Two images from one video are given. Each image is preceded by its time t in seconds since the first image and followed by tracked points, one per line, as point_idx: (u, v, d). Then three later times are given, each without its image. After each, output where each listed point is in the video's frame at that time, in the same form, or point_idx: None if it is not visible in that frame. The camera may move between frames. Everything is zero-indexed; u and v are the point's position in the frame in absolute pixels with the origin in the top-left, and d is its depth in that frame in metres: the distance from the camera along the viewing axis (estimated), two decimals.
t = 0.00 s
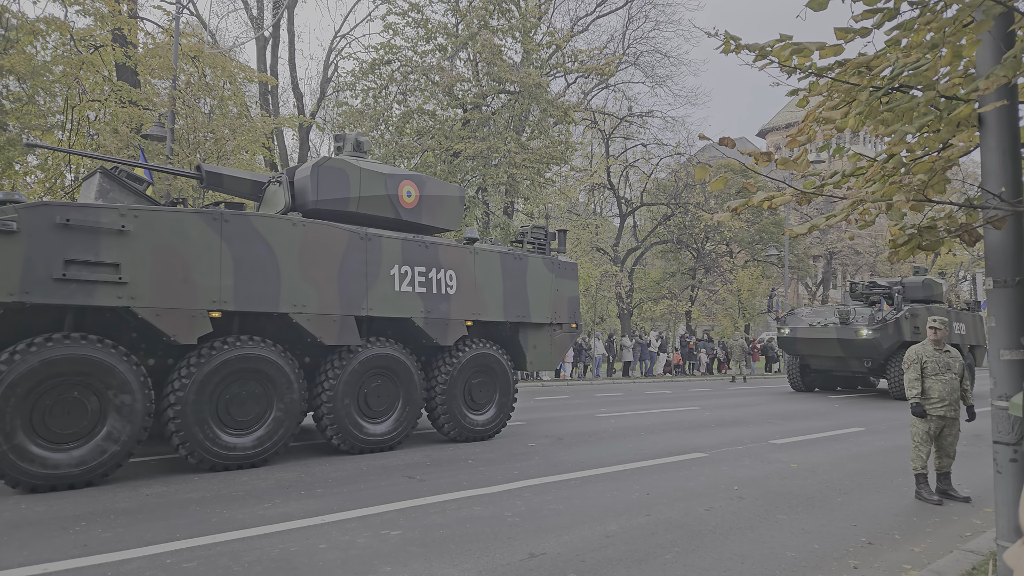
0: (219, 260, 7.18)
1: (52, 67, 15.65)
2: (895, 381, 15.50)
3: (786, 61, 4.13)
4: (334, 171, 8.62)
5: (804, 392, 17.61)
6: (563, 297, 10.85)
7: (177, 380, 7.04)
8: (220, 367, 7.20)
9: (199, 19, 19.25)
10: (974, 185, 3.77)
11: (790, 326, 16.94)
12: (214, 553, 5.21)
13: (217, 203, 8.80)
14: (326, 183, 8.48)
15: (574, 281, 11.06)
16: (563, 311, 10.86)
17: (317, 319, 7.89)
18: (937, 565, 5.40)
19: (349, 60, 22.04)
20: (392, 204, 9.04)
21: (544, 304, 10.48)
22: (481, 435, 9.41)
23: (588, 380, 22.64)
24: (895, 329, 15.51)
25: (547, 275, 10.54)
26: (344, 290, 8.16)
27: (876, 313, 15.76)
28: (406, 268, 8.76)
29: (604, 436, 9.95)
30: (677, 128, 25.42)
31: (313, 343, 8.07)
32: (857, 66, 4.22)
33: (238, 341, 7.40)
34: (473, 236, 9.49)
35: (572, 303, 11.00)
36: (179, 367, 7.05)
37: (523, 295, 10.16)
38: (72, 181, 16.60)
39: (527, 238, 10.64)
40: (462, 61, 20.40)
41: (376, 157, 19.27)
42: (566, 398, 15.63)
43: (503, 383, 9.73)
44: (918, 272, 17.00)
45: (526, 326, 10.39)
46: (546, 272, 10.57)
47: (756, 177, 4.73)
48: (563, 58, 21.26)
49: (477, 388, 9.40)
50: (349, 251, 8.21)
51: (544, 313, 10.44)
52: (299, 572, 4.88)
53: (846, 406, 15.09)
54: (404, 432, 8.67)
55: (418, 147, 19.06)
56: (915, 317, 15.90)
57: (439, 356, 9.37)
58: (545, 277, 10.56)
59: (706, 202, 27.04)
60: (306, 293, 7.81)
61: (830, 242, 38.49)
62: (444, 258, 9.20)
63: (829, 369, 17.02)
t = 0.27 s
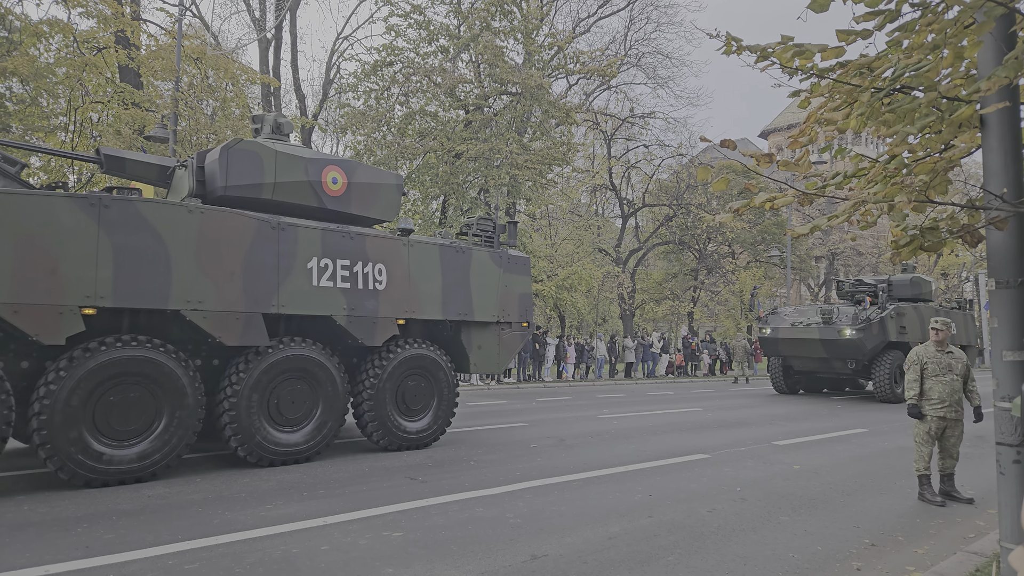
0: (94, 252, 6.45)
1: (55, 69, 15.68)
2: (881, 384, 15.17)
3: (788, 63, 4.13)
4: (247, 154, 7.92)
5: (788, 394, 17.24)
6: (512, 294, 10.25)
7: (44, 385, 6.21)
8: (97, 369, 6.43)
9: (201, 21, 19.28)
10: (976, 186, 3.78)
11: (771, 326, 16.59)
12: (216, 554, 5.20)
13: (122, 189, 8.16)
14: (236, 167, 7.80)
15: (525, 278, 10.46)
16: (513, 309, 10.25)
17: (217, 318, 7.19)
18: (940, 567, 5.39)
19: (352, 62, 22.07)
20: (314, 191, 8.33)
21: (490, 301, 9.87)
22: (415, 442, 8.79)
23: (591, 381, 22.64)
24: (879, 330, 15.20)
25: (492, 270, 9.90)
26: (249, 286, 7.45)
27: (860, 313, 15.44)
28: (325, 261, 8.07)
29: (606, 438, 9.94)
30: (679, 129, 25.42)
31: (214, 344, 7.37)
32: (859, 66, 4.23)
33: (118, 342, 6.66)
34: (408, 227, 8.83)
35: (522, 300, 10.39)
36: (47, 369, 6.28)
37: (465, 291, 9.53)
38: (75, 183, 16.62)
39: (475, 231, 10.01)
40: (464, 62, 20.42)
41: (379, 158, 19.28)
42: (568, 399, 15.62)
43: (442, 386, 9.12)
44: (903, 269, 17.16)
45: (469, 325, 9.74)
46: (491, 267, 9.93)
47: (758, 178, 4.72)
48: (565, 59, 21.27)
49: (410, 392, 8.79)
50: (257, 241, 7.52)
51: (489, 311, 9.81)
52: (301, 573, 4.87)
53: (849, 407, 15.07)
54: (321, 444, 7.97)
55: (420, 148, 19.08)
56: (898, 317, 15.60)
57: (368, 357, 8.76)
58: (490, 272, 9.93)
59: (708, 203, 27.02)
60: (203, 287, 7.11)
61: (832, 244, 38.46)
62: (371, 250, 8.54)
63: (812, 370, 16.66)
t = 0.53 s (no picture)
0: None
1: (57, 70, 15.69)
2: (863, 386, 14.77)
3: (789, 64, 4.13)
4: (135, 134, 7.08)
5: (769, 397, 16.77)
6: (455, 290, 9.63)
7: None
8: None
9: (203, 23, 19.30)
10: (978, 187, 3.77)
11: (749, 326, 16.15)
12: (217, 555, 5.20)
13: None
14: (123, 147, 6.96)
15: (469, 273, 9.84)
16: (454, 306, 9.62)
17: (93, 314, 6.40)
18: (942, 568, 5.38)
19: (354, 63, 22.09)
20: (220, 174, 7.50)
21: (427, 297, 9.21)
22: (177, 471, 6.90)
23: (592, 382, 22.64)
24: (860, 329, 14.81)
25: (427, 264, 9.22)
26: (133, 279, 6.65)
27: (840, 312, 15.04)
28: (228, 253, 7.29)
29: (608, 438, 9.94)
30: (681, 130, 25.43)
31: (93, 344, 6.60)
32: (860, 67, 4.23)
33: None
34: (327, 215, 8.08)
35: (465, 297, 9.77)
36: None
37: (396, 288, 8.83)
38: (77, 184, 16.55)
39: (418, 223, 9.37)
40: (465, 63, 20.43)
41: (380, 159, 19.31)
42: (570, 400, 15.64)
43: (370, 392, 8.46)
44: (891, 266, 17.00)
45: (400, 323, 9.05)
46: (426, 260, 9.24)
47: (759, 179, 4.70)
48: (566, 60, 21.25)
49: (330, 397, 8.11)
50: (144, 230, 6.74)
51: (425, 308, 9.15)
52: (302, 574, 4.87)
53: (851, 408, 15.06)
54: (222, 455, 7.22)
55: (421, 149, 19.10)
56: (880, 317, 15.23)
57: (284, 358, 8.05)
58: (429, 266, 9.28)
59: (710, 204, 27.06)
60: (73, 282, 6.30)
61: (834, 245, 38.45)
62: (285, 241, 7.78)
63: (792, 372, 16.16)
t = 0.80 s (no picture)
0: None
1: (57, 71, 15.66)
2: (842, 387, 14.35)
3: (790, 64, 4.12)
4: None
5: (746, 398, 16.40)
6: (386, 285, 8.86)
7: None
8: None
9: (204, 23, 19.27)
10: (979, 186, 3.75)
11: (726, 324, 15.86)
12: (219, 556, 5.20)
13: None
14: None
15: (404, 267, 9.06)
16: (385, 304, 8.85)
17: None
18: (943, 567, 5.38)
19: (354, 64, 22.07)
20: (104, 155, 6.82)
21: (351, 293, 8.44)
22: (42, 488, 6.19)
23: (593, 382, 22.64)
24: (839, 328, 14.46)
25: (353, 257, 8.47)
26: None
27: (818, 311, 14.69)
28: (107, 242, 6.50)
29: (609, 439, 9.95)
30: (681, 130, 25.42)
31: None
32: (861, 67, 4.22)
33: None
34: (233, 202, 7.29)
35: (398, 293, 8.99)
36: None
37: (316, 282, 8.07)
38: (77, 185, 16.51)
39: (348, 214, 8.62)
40: (466, 64, 20.41)
41: (381, 160, 19.31)
42: (571, 400, 15.63)
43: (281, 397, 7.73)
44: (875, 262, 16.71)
45: (321, 321, 8.29)
46: (352, 254, 8.47)
47: (760, 178, 4.68)
48: (567, 60, 21.21)
49: (234, 402, 7.38)
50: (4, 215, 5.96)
51: (349, 306, 8.39)
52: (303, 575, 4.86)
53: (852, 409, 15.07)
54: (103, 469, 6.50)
55: (422, 150, 19.08)
56: (859, 316, 14.89)
57: (181, 359, 7.29)
58: (354, 259, 8.50)
59: (710, 204, 27.07)
60: None
61: (835, 245, 38.46)
62: (179, 229, 7.00)
63: (769, 373, 15.80)
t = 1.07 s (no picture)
0: None
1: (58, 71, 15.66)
2: (821, 387, 13.72)
3: (791, 64, 4.11)
4: None
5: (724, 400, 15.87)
6: (304, 279, 8.01)
7: None
8: None
9: (204, 23, 19.24)
10: (979, 186, 3.68)
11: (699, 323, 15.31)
12: (220, 556, 5.20)
13: None
14: None
15: (326, 259, 8.21)
16: (303, 299, 7.99)
17: None
18: (943, 566, 5.38)
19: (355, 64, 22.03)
20: None
21: (264, 286, 7.56)
22: None
23: (594, 382, 22.66)
24: (816, 326, 13.83)
25: (264, 247, 7.57)
26: None
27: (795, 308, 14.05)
28: None
29: (610, 438, 9.95)
30: (682, 129, 25.39)
31: None
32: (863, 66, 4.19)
33: None
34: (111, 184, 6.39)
35: (318, 287, 8.14)
36: None
37: (218, 275, 7.18)
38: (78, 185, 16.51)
39: (259, 200, 7.75)
40: (467, 63, 20.37)
41: (382, 160, 19.32)
42: (572, 400, 15.64)
43: (175, 404, 6.88)
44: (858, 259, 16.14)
45: (226, 319, 7.41)
46: (264, 243, 7.58)
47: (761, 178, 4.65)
48: (568, 59, 21.17)
49: (119, 409, 6.54)
50: None
51: (257, 302, 7.50)
52: None
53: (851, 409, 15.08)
54: None
55: (423, 150, 19.07)
56: (839, 313, 14.23)
57: (56, 359, 6.42)
58: (266, 250, 7.59)
59: (711, 203, 27.06)
60: None
61: (836, 244, 38.44)
62: (48, 213, 6.13)
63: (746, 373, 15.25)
